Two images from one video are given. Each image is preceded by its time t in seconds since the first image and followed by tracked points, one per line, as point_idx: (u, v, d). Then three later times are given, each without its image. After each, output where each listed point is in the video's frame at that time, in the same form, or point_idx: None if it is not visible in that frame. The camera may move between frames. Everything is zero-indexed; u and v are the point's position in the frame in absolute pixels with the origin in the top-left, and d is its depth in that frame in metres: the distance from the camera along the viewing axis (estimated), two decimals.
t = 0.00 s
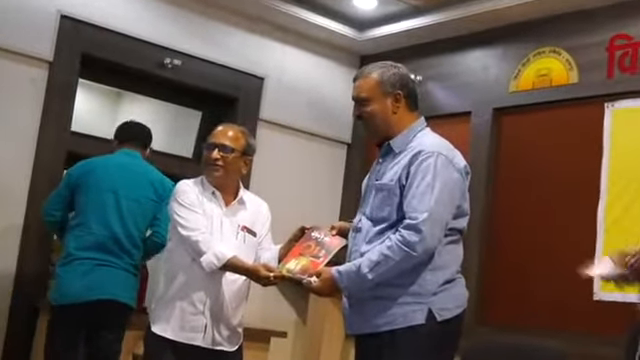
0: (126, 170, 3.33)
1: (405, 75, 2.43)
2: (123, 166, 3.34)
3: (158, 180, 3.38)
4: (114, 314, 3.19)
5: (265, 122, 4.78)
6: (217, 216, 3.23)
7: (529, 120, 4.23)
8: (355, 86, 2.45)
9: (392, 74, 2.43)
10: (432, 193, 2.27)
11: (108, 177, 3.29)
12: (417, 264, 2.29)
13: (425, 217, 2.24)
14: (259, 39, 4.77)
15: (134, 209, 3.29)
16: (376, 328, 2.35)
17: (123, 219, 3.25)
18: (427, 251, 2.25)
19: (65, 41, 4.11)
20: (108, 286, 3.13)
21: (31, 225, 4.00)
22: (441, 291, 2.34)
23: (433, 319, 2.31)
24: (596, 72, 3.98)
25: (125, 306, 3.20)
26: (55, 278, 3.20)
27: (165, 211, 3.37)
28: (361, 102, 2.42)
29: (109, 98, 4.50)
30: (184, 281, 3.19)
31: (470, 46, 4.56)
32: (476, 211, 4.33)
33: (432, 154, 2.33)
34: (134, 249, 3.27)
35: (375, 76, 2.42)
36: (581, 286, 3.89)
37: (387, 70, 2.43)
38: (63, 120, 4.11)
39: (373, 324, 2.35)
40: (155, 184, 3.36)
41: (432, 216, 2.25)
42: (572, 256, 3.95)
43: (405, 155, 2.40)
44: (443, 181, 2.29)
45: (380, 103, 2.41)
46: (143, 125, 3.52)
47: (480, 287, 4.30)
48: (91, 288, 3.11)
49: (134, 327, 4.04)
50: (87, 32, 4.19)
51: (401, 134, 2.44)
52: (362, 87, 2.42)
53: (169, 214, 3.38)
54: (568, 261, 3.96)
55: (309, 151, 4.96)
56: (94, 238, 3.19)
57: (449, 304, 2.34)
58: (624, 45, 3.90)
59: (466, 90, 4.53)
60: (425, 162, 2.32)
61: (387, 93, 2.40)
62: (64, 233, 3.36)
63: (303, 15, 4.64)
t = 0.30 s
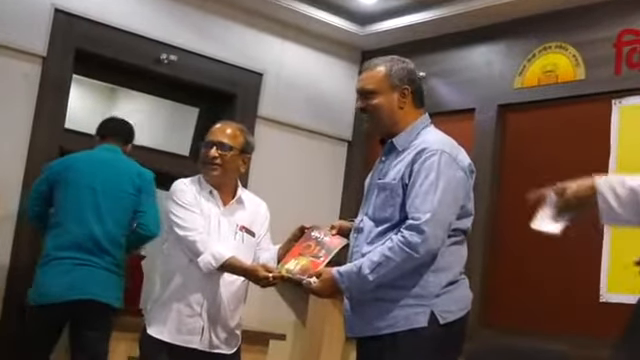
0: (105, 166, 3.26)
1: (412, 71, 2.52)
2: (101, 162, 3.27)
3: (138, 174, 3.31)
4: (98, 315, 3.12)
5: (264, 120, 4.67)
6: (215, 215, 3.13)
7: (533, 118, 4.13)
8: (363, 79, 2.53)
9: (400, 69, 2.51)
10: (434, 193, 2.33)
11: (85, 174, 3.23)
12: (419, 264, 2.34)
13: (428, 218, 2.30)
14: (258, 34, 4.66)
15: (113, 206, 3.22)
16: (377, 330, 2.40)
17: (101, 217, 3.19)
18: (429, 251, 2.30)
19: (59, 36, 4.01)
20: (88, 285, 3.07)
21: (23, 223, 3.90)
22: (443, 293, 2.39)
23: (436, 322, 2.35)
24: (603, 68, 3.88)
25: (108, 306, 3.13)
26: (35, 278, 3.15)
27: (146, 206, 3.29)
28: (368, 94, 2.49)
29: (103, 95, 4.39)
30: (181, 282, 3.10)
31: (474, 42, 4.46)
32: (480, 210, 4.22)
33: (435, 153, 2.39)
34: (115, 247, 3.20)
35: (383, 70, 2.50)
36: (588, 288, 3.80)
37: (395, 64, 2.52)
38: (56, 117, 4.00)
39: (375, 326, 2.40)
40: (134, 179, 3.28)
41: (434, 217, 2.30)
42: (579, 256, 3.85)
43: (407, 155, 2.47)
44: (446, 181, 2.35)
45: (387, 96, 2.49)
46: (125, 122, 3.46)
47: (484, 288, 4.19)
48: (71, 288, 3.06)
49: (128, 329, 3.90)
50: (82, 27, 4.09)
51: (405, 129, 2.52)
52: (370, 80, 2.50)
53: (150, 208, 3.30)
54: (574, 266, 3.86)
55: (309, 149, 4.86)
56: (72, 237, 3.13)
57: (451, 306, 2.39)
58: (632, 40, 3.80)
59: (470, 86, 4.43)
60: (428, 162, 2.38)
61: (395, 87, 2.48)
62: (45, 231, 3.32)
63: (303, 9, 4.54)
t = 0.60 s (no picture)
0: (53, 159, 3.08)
1: (420, 67, 2.51)
2: (50, 155, 3.09)
3: (89, 165, 3.09)
4: (46, 316, 2.97)
5: (262, 118, 4.57)
6: (212, 215, 3.03)
7: (539, 115, 4.03)
8: (369, 74, 2.51)
9: (408, 65, 2.50)
10: (438, 193, 2.30)
11: (34, 170, 3.08)
12: (422, 265, 2.31)
13: (431, 218, 2.27)
14: (257, 30, 4.56)
15: (59, 200, 3.03)
16: (378, 333, 2.38)
17: (45, 212, 3.01)
18: (431, 253, 2.27)
19: (52, 32, 3.91)
20: (36, 284, 2.93)
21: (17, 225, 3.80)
22: (446, 295, 2.37)
23: (438, 325, 2.33)
24: (610, 64, 3.78)
25: (55, 306, 2.96)
26: None
27: (97, 197, 3.06)
28: (374, 88, 2.47)
29: (98, 93, 4.29)
30: (178, 284, 2.99)
31: (479, 38, 4.36)
32: (485, 209, 4.13)
33: (439, 151, 2.36)
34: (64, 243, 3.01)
35: (391, 65, 2.49)
36: (596, 290, 3.70)
37: (403, 60, 2.51)
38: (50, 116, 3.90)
39: (376, 328, 2.38)
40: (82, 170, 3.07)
41: (437, 217, 2.27)
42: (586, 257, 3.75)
43: (409, 153, 2.44)
44: (449, 180, 2.33)
45: (394, 91, 2.47)
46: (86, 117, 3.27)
47: (489, 289, 4.09)
48: (19, 287, 2.92)
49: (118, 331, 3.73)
50: (76, 23, 3.99)
51: (410, 126, 2.50)
52: (376, 75, 2.48)
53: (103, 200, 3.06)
54: (580, 268, 3.77)
55: (309, 147, 4.76)
56: (20, 236, 3.00)
57: (454, 309, 2.37)
58: None
59: (474, 83, 4.33)
60: (431, 160, 2.35)
61: (402, 81, 2.47)
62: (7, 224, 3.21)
63: (303, 5, 4.44)
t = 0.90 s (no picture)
0: (24, 153, 3.08)
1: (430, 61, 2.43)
2: (22, 149, 3.09)
3: (59, 157, 3.07)
4: (21, 310, 2.95)
5: (263, 113, 4.47)
6: (212, 213, 2.94)
7: (546, 110, 3.94)
8: (378, 65, 2.40)
9: (418, 58, 2.42)
10: (443, 189, 2.22)
11: (5, 165, 3.08)
12: (426, 264, 2.24)
13: (435, 215, 2.19)
14: (258, 23, 4.46)
15: (28, 193, 3.02)
16: (380, 334, 2.30)
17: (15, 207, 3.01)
18: (435, 251, 2.20)
19: (47, 25, 3.82)
20: (7, 279, 2.93)
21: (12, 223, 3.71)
22: (451, 295, 2.29)
23: (442, 325, 2.25)
24: (620, 58, 3.68)
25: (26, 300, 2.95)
26: None
27: (66, 189, 3.03)
28: (385, 81, 2.37)
29: (94, 88, 4.20)
30: (176, 284, 2.90)
31: (485, 31, 4.27)
32: (491, 208, 4.04)
33: (444, 147, 2.28)
34: (34, 237, 2.99)
35: (402, 57, 2.40)
36: (604, 289, 3.60)
37: (413, 53, 2.42)
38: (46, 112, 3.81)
39: (379, 329, 2.30)
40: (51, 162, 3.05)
41: (442, 215, 2.19)
42: (594, 256, 3.65)
43: (414, 149, 2.37)
44: (455, 176, 2.25)
45: (405, 84, 2.38)
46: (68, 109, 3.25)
47: (495, 289, 4.00)
48: None
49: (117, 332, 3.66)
50: (71, 15, 3.90)
51: (418, 121, 2.41)
52: (387, 67, 2.38)
53: (73, 191, 3.04)
54: (588, 267, 3.67)
55: (311, 144, 4.67)
56: None
57: (459, 309, 2.29)
58: None
59: (480, 78, 4.23)
60: (437, 156, 2.27)
61: (414, 75, 2.39)
62: None
63: None
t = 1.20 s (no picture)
0: (24, 155, 3.04)
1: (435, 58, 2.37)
2: (23, 150, 3.06)
3: (59, 164, 3.03)
4: (13, 315, 2.94)
5: (261, 112, 4.39)
6: (209, 214, 2.85)
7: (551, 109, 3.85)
8: (383, 61, 2.33)
9: (424, 55, 2.35)
10: (445, 190, 2.17)
11: (6, 165, 3.06)
12: (428, 266, 2.19)
13: (438, 217, 2.14)
14: (257, 20, 4.38)
15: (24, 198, 2.99)
16: (382, 337, 2.26)
17: (11, 210, 2.99)
18: (437, 253, 2.15)
19: (40, 21, 3.74)
20: None
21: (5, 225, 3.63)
22: (453, 298, 2.24)
23: (444, 328, 2.21)
24: (627, 55, 3.61)
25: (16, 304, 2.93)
26: None
27: (64, 199, 3.01)
28: (390, 78, 2.30)
29: (89, 86, 4.12)
30: (173, 287, 2.81)
31: (488, 27, 4.18)
32: (496, 208, 3.95)
33: (447, 146, 2.22)
34: (28, 241, 2.97)
35: (408, 53, 2.33)
36: (610, 291, 3.53)
37: (419, 49, 2.35)
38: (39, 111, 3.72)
39: (380, 332, 2.26)
40: (50, 168, 3.01)
41: (444, 216, 2.15)
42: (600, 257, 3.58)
43: (416, 148, 2.31)
44: (458, 176, 2.19)
45: (410, 82, 2.31)
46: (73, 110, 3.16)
47: (499, 292, 3.91)
48: None
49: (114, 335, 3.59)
50: (66, 12, 3.81)
51: (421, 119, 2.35)
52: (392, 63, 2.31)
53: (70, 201, 3.02)
54: (593, 268, 3.59)
55: (310, 143, 4.58)
56: None
57: (462, 312, 2.24)
58: None
59: (484, 75, 4.15)
60: (439, 155, 2.21)
61: (419, 72, 2.32)
62: None
63: None
